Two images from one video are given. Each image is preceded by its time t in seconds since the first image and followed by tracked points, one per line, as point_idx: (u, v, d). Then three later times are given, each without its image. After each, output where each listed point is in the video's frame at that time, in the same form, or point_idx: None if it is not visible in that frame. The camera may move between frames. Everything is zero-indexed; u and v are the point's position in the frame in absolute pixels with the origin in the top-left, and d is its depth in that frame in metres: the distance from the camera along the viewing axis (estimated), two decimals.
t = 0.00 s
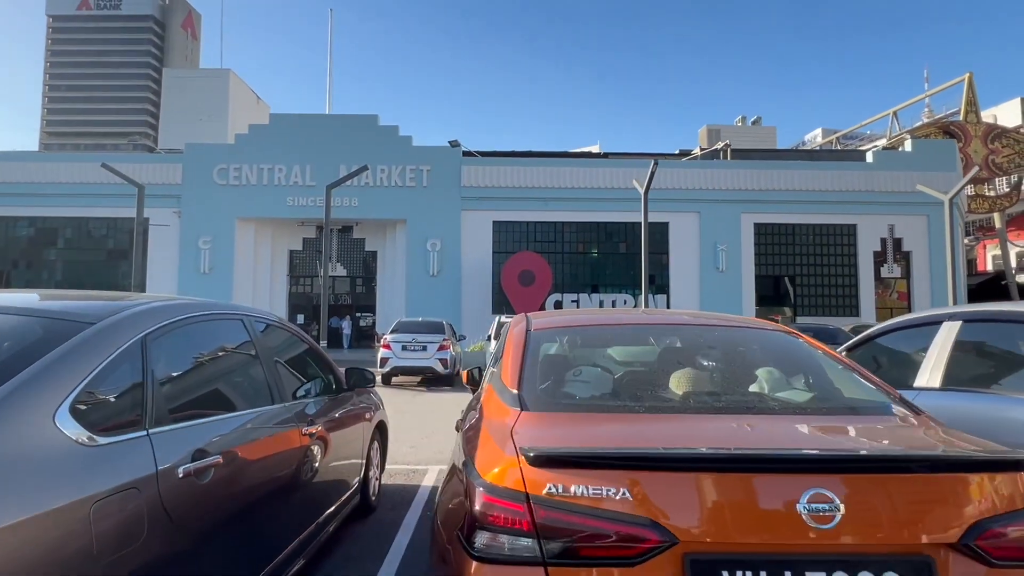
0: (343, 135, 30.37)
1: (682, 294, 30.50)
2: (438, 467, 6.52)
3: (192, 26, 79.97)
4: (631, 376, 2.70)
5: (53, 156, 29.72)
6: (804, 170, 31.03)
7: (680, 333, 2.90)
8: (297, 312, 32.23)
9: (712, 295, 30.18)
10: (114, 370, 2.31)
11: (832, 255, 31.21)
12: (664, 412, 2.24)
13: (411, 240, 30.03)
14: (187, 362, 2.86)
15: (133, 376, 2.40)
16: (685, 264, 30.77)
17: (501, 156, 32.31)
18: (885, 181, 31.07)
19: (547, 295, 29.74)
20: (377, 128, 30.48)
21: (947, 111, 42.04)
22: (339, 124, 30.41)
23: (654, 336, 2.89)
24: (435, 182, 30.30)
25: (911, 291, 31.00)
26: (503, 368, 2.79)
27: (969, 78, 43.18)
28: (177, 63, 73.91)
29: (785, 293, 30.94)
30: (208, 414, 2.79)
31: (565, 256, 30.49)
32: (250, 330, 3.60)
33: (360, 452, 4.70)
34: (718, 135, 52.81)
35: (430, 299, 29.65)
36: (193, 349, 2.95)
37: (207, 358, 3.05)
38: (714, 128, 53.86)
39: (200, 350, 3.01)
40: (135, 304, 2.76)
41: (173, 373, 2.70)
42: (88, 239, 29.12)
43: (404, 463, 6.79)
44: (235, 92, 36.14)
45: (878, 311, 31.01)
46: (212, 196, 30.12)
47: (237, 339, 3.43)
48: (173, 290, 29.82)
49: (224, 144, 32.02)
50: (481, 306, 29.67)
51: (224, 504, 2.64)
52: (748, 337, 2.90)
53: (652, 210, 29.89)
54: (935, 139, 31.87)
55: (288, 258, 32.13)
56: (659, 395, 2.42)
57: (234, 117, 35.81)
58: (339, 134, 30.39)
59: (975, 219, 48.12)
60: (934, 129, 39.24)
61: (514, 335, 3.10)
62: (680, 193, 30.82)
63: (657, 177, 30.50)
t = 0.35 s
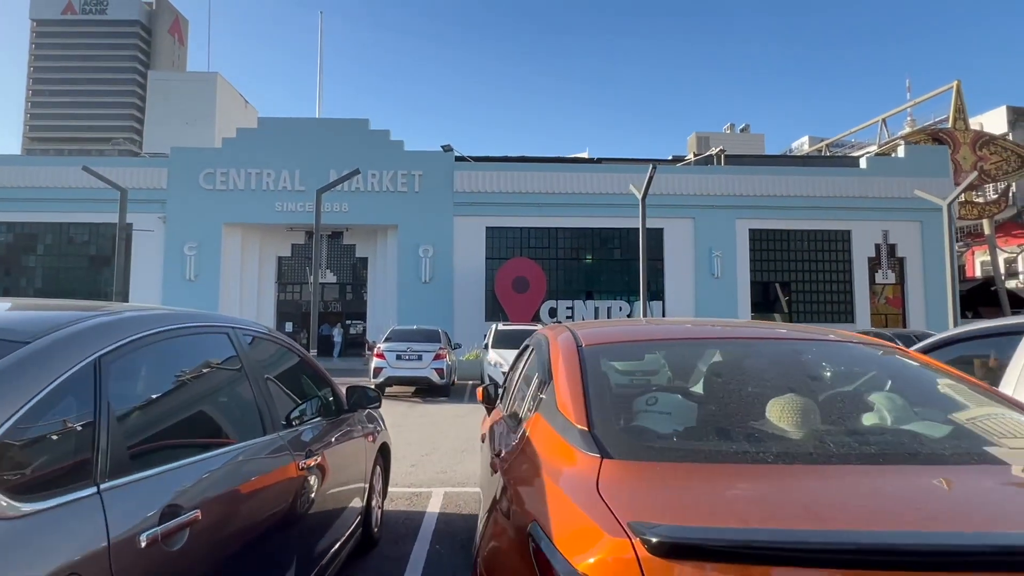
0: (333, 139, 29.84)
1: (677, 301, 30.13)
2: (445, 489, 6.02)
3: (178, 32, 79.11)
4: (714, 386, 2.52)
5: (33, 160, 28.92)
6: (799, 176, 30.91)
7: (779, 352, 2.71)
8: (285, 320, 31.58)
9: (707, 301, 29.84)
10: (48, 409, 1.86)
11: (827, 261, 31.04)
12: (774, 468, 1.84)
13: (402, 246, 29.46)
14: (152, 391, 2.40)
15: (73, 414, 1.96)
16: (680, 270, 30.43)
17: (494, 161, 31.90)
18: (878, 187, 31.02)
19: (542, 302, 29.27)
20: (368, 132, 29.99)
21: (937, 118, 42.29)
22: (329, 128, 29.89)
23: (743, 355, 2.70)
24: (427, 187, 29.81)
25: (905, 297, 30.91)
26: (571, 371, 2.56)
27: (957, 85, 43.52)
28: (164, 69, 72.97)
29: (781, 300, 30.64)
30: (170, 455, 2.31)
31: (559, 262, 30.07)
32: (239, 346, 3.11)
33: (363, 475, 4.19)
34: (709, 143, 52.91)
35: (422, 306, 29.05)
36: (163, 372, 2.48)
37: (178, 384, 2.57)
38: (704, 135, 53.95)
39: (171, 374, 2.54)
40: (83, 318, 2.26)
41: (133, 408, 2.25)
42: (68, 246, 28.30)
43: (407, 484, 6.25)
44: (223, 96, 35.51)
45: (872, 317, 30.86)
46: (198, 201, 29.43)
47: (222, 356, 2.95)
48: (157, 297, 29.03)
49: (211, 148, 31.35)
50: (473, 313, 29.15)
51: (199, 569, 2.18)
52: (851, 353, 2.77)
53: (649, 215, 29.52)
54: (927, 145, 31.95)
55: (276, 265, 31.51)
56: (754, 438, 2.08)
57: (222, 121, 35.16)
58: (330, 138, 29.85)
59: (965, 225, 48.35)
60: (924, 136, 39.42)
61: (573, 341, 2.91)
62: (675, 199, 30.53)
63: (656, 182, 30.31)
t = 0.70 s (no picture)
0: (321, 140, 29.18)
1: (671, 306, 29.75)
2: (452, 512, 5.51)
3: (164, 33, 77.93)
4: (835, 412, 2.13)
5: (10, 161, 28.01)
6: (792, 179, 30.72)
7: (870, 372, 2.34)
8: (272, 326, 30.92)
9: (701, 305, 29.52)
10: None
11: (820, 264, 30.88)
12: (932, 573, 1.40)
13: (393, 250, 28.83)
14: (99, 426, 1.90)
15: None
16: (674, 273, 30.04)
17: (485, 163, 31.38)
18: (871, 191, 30.95)
19: (535, 307, 28.77)
20: (357, 134, 29.37)
21: (925, 122, 42.48)
22: (316, 129, 29.26)
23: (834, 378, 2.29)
24: (417, 189, 29.23)
25: (898, 301, 30.84)
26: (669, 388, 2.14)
27: (945, 90, 43.79)
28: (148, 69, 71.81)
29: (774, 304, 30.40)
30: (114, 511, 1.83)
31: (552, 266, 29.65)
32: (225, 362, 2.60)
33: (368, 500, 3.71)
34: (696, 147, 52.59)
35: (412, 311, 28.44)
36: (116, 401, 1.99)
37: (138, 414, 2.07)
38: (691, 140, 53.90)
39: (131, 400, 2.05)
40: (12, 328, 1.77)
41: (68, 451, 1.77)
42: (46, 250, 27.47)
43: (409, 506, 5.72)
44: (207, 96, 34.70)
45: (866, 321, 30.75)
46: (181, 204, 28.68)
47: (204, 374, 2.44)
48: (139, 303, 28.20)
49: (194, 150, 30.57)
50: (465, 318, 28.62)
51: None
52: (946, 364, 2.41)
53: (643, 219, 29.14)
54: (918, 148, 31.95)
55: (262, 269, 30.83)
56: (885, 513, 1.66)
57: (206, 122, 34.39)
58: (317, 139, 29.20)
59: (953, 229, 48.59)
60: (913, 140, 39.57)
61: (646, 352, 2.50)
62: (669, 202, 30.16)
63: (653, 185, 29.81)
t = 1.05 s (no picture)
0: (307, 141, 28.57)
1: (664, 309, 29.35)
2: (456, 536, 5.00)
3: (146, 35, 76.77)
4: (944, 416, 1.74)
5: None
6: (783, 181, 30.60)
7: (976, 361, 1.99)
8: (255, 330, 30.20)
9: (693, 308, 29.21)
10: None
11: (811, 267, 30.76)
12: None
13: (380, 252, 28.22)
14: (37, 458, 1.45)
15: None
16: (666, 276, 29.65)
17: (475, 165, 30.90)
18: (860, 193, 30.95)
19: (526, 310, 28.28)
20: (344, 134, 28.78)
21: (910, 126, 42.82)
22: (302, 129, 28.61)
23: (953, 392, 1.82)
24: (405, 191, 28.69)
25: (888, 303, 30.85)
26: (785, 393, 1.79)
27: (929, 95, 44.22)
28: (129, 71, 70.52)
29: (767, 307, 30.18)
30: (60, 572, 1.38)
31: (543, 269, 29.24)
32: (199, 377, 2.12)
33: (370, 533, 3.20)
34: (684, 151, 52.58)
35: (401, 315, 27.82)
36: (59, 424, 1.53)
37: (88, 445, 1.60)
38: (678, 143, 53.90)
39: (78, 427, 1.59)
40: None
41: None
42: (20, 252, 26.51)
43: (408, 529, 5.20)
44: (189, 96, 33.89)
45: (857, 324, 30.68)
46: (162, 205, 27.85)
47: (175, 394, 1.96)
48: (117, 308, 27.30)
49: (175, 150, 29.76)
50: (455, 322, 28.08)
51: None
52: None
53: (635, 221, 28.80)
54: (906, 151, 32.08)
55: (245, 273, 30.11)
56: None
57: (188, 122, 33.56)
58: (303, 139, 28.57)
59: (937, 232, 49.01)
60: (899, 144, 39.82)
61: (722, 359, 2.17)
62: (662, 204, 29.76)
63: (647, 188, 29.45)
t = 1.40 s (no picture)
0: (295, 140, 27.94)
1: (661, 310, 28.93)
2: (455, 564, 4.50)
3: (133, 35, 75.48)
4: None
5: None
6: (779, 181, 30.29)
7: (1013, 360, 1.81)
8: (242, 333, 29.65)
9: (689, 309, 28.78)
10: None
11: (808, 267, 30.47)
12: None
13: (371, 253, 27.62)
14: None
15: None
16: (662, 276, 29.20)
17: (468, 164, 30.37)
18: (856, 193, 30.72)
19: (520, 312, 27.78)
20: (334, 133, 28.17)
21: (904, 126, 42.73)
22: (291, 127, 27.98)
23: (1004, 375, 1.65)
24: (397, 191, 28.12)
25: (885, 303, 30.60)
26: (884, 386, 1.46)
27: (922, 95, 44.18)
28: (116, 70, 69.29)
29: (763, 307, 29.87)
30: None
31: (537, 270, 28.75)
32: (162, 403, 1.87)
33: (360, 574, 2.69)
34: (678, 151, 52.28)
35: (393, 318, 27.23)
36: None
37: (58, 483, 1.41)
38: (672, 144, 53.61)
39: None
40: None
41: None
42: None
43: (401, 556, 4.69)
44: (175, 93, 33.12)
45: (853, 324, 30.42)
46: (146, 205, 27.12)
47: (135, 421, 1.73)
48: (100, 311, 26.51)
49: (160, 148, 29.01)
50: (447, 324, 27.54)
51: None
52: None
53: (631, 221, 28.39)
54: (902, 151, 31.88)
55: (232, 275, 29.54)
56: None
57: (173, 121, 32.76)
58: (292, 138, 27.94)
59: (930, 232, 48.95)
60: (893, 143, 39.67)
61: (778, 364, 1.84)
62: (657, 203, 29.37)
63: (643, 188, 29.04)
